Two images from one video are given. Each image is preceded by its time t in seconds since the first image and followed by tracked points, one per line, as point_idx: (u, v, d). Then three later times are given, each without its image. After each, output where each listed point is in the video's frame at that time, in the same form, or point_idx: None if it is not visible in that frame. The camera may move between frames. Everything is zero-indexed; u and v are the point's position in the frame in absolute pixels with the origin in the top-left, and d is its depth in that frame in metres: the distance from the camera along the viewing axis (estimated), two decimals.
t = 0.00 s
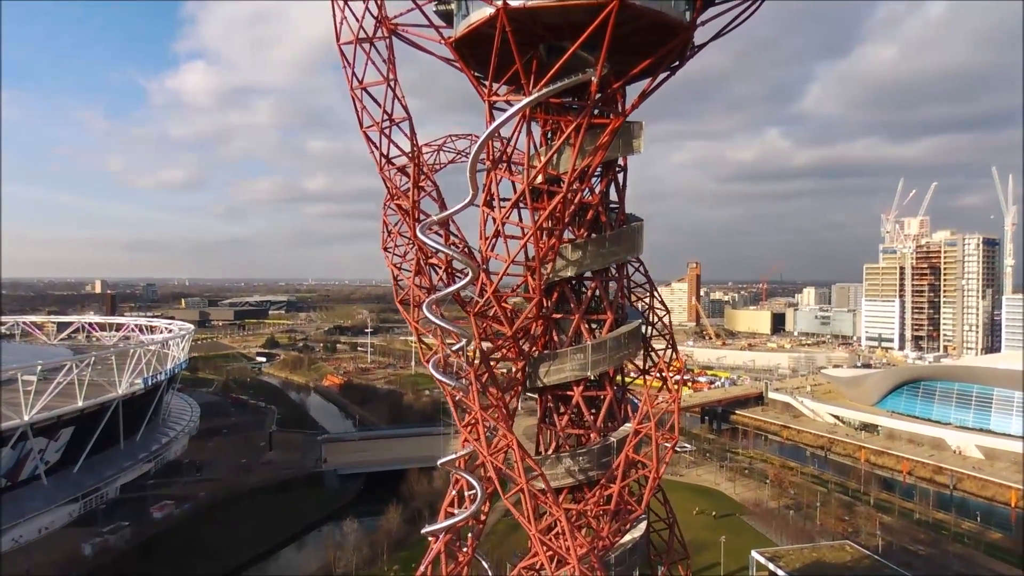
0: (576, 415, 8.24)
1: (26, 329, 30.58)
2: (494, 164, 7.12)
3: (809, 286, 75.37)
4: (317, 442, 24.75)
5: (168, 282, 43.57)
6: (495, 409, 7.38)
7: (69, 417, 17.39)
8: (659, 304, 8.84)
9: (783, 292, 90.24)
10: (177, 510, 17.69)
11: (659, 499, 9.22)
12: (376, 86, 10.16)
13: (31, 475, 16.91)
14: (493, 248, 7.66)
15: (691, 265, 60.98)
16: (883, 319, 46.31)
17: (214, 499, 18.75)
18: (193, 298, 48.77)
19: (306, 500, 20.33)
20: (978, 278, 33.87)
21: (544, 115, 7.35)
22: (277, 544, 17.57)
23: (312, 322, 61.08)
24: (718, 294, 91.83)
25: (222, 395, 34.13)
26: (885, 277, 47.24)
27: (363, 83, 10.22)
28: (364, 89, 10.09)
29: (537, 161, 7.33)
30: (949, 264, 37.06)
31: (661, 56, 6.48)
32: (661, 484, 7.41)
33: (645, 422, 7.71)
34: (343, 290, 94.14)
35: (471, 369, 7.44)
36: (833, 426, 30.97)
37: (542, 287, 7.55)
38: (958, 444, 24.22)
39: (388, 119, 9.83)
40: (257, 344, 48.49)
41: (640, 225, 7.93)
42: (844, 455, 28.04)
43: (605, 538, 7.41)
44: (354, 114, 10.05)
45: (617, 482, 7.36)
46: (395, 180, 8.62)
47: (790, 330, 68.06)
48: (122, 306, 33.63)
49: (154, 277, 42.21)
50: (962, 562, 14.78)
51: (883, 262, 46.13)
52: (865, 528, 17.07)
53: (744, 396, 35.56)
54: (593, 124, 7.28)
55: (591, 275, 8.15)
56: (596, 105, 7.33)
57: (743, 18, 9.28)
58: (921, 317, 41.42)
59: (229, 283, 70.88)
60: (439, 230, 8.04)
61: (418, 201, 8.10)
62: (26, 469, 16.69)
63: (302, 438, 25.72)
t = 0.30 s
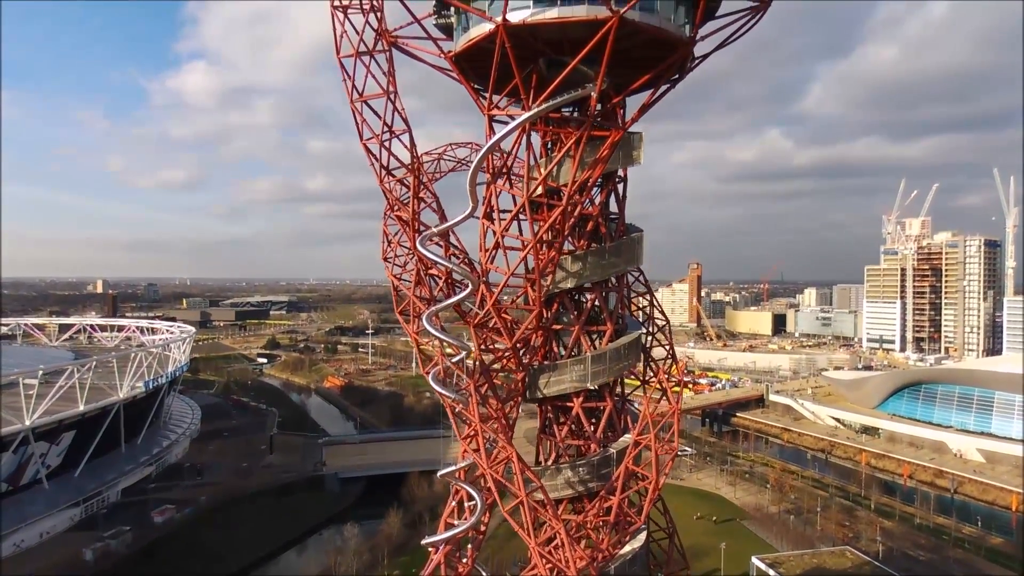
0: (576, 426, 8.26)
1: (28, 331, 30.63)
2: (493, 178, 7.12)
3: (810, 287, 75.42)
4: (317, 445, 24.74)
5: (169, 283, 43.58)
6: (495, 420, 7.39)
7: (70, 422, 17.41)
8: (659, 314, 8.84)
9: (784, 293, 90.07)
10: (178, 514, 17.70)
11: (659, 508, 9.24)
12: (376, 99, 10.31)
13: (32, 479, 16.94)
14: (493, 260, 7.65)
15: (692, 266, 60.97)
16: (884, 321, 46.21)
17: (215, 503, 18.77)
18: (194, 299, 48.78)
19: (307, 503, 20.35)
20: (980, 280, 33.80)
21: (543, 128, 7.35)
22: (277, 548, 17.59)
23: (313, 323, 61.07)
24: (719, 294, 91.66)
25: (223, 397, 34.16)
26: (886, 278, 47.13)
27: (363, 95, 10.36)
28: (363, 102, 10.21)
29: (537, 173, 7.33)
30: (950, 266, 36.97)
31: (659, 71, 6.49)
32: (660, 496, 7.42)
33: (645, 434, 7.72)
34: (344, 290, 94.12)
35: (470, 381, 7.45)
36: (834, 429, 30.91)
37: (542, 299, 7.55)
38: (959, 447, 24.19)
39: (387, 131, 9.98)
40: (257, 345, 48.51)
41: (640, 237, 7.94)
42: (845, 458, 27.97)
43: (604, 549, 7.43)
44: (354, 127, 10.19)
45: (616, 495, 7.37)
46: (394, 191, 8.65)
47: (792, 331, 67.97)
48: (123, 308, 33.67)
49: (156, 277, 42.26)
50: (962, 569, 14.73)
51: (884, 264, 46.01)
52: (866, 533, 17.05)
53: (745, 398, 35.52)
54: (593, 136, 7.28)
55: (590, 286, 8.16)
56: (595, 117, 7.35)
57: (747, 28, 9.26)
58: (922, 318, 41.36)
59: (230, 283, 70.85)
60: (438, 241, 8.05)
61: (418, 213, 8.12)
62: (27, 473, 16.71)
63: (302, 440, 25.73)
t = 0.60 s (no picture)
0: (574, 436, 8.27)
1: (25, 333, 30.56)
2: (490, 191, 7.13)
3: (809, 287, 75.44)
4: (316, 448, 24.78)
5: (167, 283, 43.51)
6: (492, 430, 7.43)
7: (68, 426, 17.39)
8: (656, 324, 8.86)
9: (782, 292, 90.12)
10: (176, 519, 17.70)
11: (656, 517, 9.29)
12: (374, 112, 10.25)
13: (30, 483, 16.91)
14: (491, 271, 7.66)
15: (691, 267, 61.01)
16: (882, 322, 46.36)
17: (213, 508, 18.77)
18: (192, 300, 48.70)
19: (305, 507, 20.36)
20: (976, 281, 33.86)
21: (541, 139, 7.37)
22: (276, 552, 17.58)
23: (311, 324, 61.00)
24: (718, 294, 91.69)
25: (221, 399, 34.14)
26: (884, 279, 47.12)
27: (361, 109, 10.32)
28: (361, 115, 10.25)
29: (534, 184, 7.34)
30: (947, 267, 37.02)
31: (656, 86, 6.66)
32: (657, 506, 7.45)
33: (641, 443, 7.75)
34: (342, 290, 94.02)
35: (468, 392, 7.47)
36: (831, 431, 30.98)
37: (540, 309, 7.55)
38: (956, 450, 24.30)
39: (386, 143, 9.90)
40: (255, 346, 48.45)
41: (637, 247, 7.99)
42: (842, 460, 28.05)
43: (601, 559, 7.45)
44: (352, 140, 10.23)
45: (614, 505, 7.39)
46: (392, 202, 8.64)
47: (790, 332, 68.02)
48: (121, 309, 33.59)
49: (154, 278, 42.17)
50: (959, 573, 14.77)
51: (881, 265, 46.20)
52: (863, 537, 17.10)
53: (743, 400, 35.59)
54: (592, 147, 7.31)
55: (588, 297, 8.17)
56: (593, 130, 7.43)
57: (744, 41, 9.14)
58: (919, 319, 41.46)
59: (228, 284, 70.73)
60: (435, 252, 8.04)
61: (416, 224, 8.13)
62: (25, 478, 16.69)
63: (301, 443, 25.74)
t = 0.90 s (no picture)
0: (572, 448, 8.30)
1: (23, 336, 30.49)
2: (489, 205, 7.14)
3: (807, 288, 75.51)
4: (315, 452, 24.81)
5: (165, 285, 43.43)
6: (490, 443, 7.45)
7: (66, 432, 17.36)
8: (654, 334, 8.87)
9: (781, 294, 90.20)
10: (175, 525, 17.68)
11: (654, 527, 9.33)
12: (372, 125, 10.56)
13: (28, 489, 16.88)
14: (490, 284, 7.67)
15: (689, 268, 61.06)
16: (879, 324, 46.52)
17: (212, 513, 18.75)
18: (190, 301, 48.60)
19: (303, 511, 20.35)
20: (974, 283, 34.09)
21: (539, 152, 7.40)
22: (274, 558, 17.57)
23: (309, 325, 60.91)
24: (716, 296, 91.71)
25: (220, 402, 34.11)
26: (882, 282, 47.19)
27: (360, 122, 10.62)
28: (361, 128, 10.52)
29: (533, 197, 7.35)
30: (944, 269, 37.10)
31: (654, 101, 6.73)
32: (655, 518, 7.47)
33: (639, 455, 7.77)
34: (340, 290, 93.84)
35: (466, 406, 7.49)
36: (829, 433, 31.07)
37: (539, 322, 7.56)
38: (953, 453, 24.38)
39: (384, 156, 10.20)
40: (253, 348, 48.37)
41: (635, 259, 8.02)
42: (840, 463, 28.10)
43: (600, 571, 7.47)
44: (352, 153, 10.50)
45: (612, 518, 7.40)
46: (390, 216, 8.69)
47: (789, 334, 68.08)
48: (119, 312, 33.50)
49: (152, 279, 42.10)
50: None
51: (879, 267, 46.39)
52: (860, 542, 17.14)
53: (741, 403, 35.66)
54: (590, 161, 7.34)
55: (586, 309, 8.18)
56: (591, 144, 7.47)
57: (742, 56, 9.54)
58: (917, 321, 41.51)
59: (225, 284, 70.60)
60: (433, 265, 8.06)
61: (414, 237, 8.15)
62: (23, 484, 16.66)
63: (299, 447, 25.76)
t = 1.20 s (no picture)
0: (572, 458, 8.34)
1: (23, 338, 30.47)
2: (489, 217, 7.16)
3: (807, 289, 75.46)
4: (315, 454, 24.86)
5: (165, 285, 43.39)
6: (490, 453, 7.49)
7: (66, 436, 17.37)
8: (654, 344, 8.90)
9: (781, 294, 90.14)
10: (175, 529, 17.71)
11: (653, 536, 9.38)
12: (372, 138, 10.90)
13: (28, 493, 16.90)
14: (490, 296, 7.69)
15: (689, 269, 61.04)
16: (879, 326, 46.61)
17: (212, 517, 18.78)
18: (190, 302, 48.57)
19: (303, 515, 20.38)
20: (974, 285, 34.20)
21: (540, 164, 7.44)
22: (275, 562, 17.61)
23: (310, 326, 60.87)
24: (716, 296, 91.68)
25: (220, 404, 34.14)
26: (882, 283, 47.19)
27: (361, 135, 10.96)
28: (361, 141, 10.85)
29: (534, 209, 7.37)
30: (945, 271, 37.13)
31: (653, 114, 6.86)
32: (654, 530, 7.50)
33: (639, 466, 7.79)
34: (340, 290, 93.79)
35: (466, 417, 7.52)
36: (829, 436, 31.15)
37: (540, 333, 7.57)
38: (953, 456, 24.41)
39: (384, 167, 10.53)
40: (254, 349, 48.34)
41: (635, 270, 8.05)
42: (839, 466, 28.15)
43: None
44: (352, 165, 10.84)
45: (611, 529, 7.42)
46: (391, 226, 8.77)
47: (789, 335, 68.05)
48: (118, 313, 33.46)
49: (153, 279, 42.14)
50: None
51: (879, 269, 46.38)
52: (860, 547, 17.15)
53: (741, 405, 35.67)
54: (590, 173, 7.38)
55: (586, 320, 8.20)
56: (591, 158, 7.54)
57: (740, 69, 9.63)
58: (917, 323, 41.50)
59: (225, 283, 70.54)
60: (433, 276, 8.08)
61: (415, 249, 8.20)
62: (23, 488, 16.68)
63: (299, 450, 25.79)
